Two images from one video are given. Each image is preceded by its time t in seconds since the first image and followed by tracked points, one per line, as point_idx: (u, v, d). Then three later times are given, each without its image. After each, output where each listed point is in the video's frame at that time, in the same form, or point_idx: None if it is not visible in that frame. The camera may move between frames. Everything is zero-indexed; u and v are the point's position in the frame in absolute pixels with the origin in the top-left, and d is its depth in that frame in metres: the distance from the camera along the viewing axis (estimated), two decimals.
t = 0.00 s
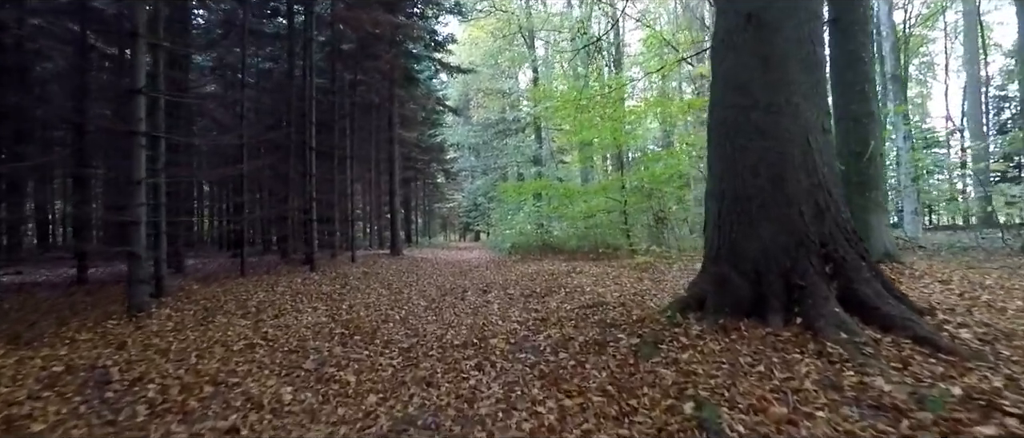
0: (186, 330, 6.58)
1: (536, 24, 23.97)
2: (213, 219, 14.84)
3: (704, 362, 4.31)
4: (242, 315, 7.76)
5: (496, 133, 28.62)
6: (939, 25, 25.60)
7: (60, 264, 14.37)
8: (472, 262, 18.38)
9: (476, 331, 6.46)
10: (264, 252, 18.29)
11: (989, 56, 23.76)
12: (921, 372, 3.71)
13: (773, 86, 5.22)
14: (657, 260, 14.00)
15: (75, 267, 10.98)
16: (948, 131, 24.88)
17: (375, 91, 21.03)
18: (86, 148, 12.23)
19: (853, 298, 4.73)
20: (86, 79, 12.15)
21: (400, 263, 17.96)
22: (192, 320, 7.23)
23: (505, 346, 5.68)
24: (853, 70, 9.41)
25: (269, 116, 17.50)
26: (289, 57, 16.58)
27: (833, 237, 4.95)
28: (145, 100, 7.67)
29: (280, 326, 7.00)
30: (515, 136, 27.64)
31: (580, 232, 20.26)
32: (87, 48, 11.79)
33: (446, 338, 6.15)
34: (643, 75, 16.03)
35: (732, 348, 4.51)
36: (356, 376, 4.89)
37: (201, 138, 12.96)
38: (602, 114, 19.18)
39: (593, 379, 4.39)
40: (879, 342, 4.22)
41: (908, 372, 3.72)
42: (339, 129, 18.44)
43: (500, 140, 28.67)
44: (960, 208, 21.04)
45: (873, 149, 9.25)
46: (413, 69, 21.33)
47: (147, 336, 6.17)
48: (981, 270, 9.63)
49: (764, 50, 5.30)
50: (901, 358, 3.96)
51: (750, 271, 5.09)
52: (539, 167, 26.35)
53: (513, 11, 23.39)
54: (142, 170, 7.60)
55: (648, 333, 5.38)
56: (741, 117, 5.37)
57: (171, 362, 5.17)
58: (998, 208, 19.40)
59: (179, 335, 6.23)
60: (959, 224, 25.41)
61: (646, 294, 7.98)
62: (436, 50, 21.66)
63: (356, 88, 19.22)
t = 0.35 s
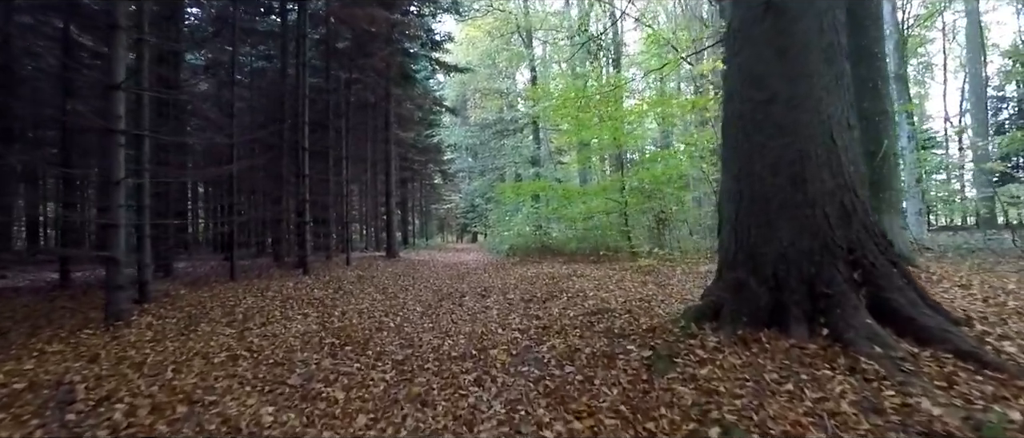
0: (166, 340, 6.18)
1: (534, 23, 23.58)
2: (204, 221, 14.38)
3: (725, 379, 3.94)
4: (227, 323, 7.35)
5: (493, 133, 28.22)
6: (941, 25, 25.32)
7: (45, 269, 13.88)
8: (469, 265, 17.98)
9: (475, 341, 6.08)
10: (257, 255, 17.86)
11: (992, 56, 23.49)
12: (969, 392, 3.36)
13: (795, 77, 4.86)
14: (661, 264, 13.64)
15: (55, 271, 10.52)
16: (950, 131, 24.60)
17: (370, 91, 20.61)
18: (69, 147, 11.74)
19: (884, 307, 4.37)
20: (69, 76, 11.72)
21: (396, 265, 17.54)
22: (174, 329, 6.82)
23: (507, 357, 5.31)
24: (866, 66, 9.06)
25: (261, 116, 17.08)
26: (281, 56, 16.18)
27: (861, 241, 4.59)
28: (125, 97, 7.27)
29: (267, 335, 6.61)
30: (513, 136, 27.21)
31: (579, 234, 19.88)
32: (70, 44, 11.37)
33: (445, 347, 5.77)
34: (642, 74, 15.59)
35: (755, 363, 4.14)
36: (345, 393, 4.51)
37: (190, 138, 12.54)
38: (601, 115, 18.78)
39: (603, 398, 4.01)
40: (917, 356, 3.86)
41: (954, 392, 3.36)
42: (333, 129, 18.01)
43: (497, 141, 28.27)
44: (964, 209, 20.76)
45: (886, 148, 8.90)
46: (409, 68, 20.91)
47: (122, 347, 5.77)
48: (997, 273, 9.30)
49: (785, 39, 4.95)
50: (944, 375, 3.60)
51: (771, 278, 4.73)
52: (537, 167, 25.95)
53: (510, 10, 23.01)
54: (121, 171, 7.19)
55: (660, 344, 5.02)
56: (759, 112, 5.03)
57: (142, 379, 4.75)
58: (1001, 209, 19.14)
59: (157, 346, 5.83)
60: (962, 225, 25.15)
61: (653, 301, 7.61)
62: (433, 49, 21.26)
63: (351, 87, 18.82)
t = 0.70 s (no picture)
0: (143, 346, 5.81)
1: (534, 20, 23.13)
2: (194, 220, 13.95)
3: (747, 393, 3.60)
4: (211, 327, 6.96)
5: (491, 131, 27.79)
6: (944, 23, 25.05)
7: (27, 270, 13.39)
8: (466, 265, 17.61)
9: (472, 347, 5.72)
10: (249, 254, 17.46)
11: (996, 53, 23.20)
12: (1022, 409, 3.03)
13: (815, 64, 4.53)
14: (663, 263, 13.28)
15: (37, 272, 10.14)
16: (954, 130, 24.30)
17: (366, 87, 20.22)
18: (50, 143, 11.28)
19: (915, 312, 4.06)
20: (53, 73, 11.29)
21: (392, 265, 17.15)
22: (152, 333, 6.44)
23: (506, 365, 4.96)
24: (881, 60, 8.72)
25: (252, 112, 16.66)
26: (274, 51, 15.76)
27: (888, 239, 4.27)
28: (102, 88, 6.86)
29: (251, 339, 6.24)
30: (511, 134, 26.78)
31: (578, 233, 19.51)
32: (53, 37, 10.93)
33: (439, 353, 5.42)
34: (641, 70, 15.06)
35: (778, 374, 3.80)
36: (330, 407, 4.15)
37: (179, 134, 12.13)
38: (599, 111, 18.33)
39: (612, 414, 3.67)
40: (960, 368, 3.53)
41: (1005, 408, 3.04)
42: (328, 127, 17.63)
43: (495, 138, 27.87)
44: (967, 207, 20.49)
45: (899, 142, 8.56)
46: (405, 64, 20.51)
47: (94, 354, 5.40)
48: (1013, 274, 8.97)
49: (804, 23, 4.61)
50: (993, 390, 3.27)
51: (791, 281, 4.40)
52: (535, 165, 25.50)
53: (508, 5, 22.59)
54: (98, 166, 6.79)
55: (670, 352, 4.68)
56: (775, 102, 4.68)
57: (109, 392, 4.37)
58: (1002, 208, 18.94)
59: (131, 354, 5.44)
60: (964, 223, 24.88)
61: (660, 303, 7.27)
62: (428, 45, 20.82)
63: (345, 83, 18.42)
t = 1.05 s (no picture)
0: (116, 361, 5.41)
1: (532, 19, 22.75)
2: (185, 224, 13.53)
3: (777, 421, 3.24)
4: (193, 338, 6.57)
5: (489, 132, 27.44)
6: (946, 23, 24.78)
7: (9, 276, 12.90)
8: (464, 269, 17.27)
9: (471, 362, 5.36)
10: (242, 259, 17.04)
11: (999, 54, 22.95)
12: None
13: (842, 58, 4.17)
14: (667, 268, 12.91)
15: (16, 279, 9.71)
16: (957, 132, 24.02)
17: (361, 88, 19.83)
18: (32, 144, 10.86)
19: (958, 332, 3.75)
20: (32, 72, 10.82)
21: (388, 269, 16.79)
22: (128, 346, 6.04)
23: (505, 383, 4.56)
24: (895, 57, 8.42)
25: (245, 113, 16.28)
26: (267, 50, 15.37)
27: (924, 249, 3.92)
28: (77, 85, 6.49)
29: (234, 353, 5.85)
30: (509, 135, 26.41)
31: (578, 236, 19.13)
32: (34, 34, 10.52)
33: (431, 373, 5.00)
34: (641, 70, 14.64)
35: (809, 398, 3.45)
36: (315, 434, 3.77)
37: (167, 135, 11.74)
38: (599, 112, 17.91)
39: None
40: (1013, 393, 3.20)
41: None
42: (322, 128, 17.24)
43: (493, 140, 27.51)
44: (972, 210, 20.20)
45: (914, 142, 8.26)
46: (401, 64, 20.13)
47: (61, 372, 5.00)
48: None
49: (828, 13, 4.26)
50: None
51: (818, 296, 4.04)
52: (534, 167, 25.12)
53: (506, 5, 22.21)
54: (72, 168, 6.40)
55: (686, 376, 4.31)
56: (798, 99, 4.33)
57: (70, 418, 3.97)
58: (1006, 209, 18.68)
59: (100, 371, 5.04)
60: (967, 225, 24.60)
61: (668, 312, 6.92)
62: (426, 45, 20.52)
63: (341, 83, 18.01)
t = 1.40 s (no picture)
0: (90, 366, 5.08)
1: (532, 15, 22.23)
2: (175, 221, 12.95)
3: None
4: (176, 342, 6.22)
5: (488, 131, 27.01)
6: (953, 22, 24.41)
7: None
8: (463, 269, 16.92)
9: (469, 367, 5.04)
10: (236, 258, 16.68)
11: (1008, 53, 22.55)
12: None
13: (861, 50, 4.04)
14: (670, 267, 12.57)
15: None
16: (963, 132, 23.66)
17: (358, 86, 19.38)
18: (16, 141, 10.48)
19: (997, 333, 3.68)
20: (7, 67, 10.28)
21: (386, 269, 16.46)
22: (107, 351, 5.70)
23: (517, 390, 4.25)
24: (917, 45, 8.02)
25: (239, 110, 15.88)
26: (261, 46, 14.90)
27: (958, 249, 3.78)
28: (51, 75, 6.15)
29: (217, 357, 5.51)
30: (509, 134, 25.95)
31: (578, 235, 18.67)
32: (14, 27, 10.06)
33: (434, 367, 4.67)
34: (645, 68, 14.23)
35: (847, 414, 3.19)
36: None
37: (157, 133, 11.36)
38: (602, 109, 17.39)
39: None
40: None
41: None
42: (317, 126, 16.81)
43: (492, 139, 27.08)
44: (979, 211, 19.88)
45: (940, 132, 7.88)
46: (399, 61, 19.70)
47: (29, 379, 4.66)
48: None
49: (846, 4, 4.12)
50: None
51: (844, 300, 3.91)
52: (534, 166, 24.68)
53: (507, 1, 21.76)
54: (47, 161, 6.04)
55: (711, 382, 4.06)
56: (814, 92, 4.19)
57: (23, 437, 3.62)
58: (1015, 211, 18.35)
59: (71, 378, 4.71)
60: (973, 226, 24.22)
61: (676, 314, 6.60)
62: (426, 41, 19.73)
63: (337, 80, 17.58)
